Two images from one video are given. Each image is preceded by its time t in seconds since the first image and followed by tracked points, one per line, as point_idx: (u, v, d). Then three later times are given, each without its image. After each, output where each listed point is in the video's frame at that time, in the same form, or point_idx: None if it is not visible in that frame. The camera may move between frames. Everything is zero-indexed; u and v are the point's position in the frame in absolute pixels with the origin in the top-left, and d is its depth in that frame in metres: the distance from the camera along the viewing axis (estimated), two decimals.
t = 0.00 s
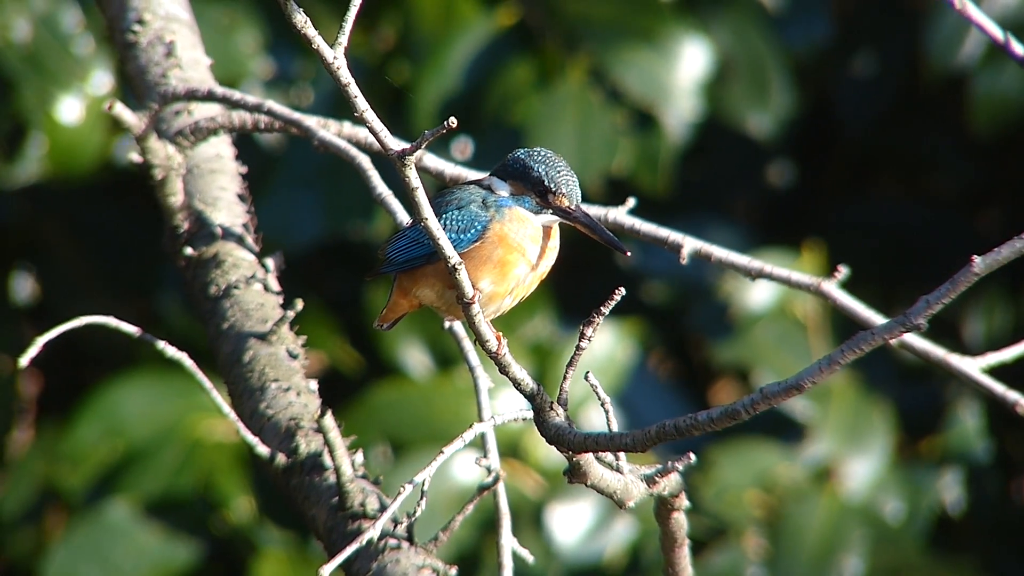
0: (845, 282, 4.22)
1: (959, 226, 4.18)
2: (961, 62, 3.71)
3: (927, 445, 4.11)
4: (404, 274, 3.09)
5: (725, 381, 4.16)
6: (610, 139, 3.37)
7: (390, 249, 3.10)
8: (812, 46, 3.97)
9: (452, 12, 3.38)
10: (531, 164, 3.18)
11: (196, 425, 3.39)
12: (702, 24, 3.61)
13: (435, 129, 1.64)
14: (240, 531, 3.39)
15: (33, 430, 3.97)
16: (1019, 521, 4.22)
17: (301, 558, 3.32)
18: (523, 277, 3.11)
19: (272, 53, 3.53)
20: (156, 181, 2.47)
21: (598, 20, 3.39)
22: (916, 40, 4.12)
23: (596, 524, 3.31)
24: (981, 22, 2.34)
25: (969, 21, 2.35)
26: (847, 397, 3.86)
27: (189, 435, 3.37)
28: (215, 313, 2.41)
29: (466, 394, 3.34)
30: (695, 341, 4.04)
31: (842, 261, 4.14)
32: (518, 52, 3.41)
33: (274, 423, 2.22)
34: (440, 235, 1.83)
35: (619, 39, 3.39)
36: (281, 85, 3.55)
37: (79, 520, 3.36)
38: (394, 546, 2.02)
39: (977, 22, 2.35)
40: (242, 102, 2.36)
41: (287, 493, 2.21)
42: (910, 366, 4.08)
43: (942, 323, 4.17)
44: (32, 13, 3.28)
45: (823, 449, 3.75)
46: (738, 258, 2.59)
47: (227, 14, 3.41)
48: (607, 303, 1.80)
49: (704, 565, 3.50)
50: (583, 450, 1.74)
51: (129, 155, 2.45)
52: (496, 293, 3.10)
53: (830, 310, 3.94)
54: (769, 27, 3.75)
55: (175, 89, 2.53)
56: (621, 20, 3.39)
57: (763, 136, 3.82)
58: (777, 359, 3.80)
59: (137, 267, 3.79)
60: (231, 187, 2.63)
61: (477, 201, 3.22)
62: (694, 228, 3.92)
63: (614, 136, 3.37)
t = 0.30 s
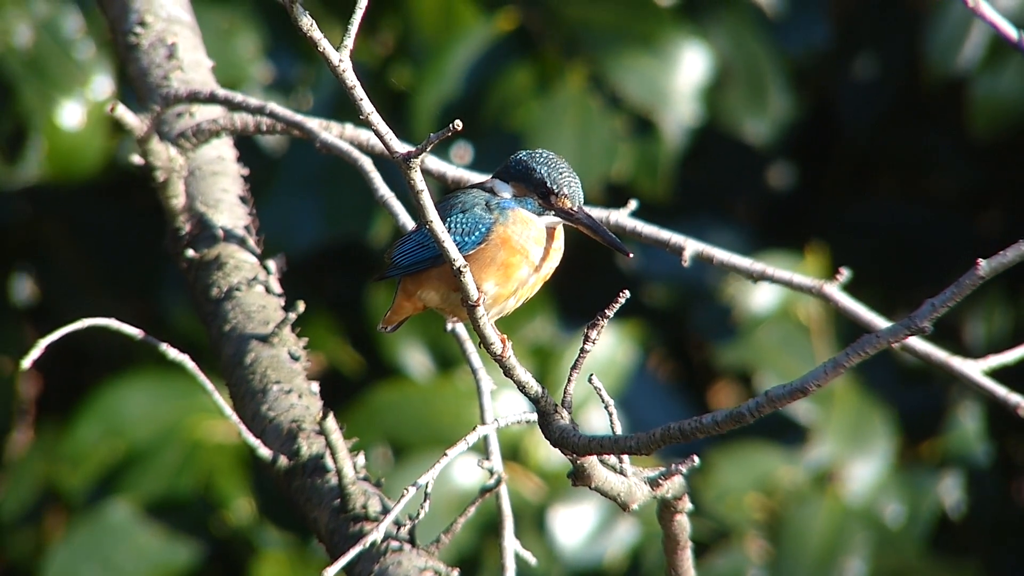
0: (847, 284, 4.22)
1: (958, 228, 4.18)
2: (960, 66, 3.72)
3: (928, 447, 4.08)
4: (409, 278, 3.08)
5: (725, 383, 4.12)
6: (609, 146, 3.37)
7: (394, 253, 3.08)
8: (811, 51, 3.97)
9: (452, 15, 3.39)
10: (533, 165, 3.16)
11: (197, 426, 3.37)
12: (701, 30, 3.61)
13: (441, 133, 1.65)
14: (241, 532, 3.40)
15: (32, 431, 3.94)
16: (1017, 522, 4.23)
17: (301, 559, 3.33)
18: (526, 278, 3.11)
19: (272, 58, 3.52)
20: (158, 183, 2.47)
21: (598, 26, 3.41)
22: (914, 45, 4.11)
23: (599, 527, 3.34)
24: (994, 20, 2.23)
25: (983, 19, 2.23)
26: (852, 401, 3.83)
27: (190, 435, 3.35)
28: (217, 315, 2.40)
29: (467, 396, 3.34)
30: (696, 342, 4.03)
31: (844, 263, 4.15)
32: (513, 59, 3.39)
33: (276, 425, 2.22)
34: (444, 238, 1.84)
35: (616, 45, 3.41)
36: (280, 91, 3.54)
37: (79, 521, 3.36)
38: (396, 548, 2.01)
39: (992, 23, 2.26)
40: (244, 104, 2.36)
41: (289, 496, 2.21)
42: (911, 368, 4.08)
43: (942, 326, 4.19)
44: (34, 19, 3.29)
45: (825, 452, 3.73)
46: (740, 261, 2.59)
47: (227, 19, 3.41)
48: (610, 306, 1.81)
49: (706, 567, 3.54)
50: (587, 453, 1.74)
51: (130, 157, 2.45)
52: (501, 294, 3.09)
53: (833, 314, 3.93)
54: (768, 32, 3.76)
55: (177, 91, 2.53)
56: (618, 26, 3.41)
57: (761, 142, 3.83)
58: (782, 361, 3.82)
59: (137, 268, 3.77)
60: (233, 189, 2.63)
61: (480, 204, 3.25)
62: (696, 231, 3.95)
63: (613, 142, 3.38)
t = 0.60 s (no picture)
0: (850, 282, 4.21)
1: (959, 226, 4.19)
2: (963, 69, 3.70)
3: (930, 447, 4.08)
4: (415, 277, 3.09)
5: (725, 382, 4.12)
6: (618, 147, 3.39)
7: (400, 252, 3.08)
8: (815, 53, 3.97)
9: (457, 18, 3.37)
10: (535, 162, 3.15)
11: (200, 424, 3.38)
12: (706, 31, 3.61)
13: (445, 129, 1.65)
14: (242, 531, 3.39)
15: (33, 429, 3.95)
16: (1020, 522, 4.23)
17: (302, 558, 3.33)
18: (531, 275, 3.12)
19: (276, 59, 3.51)
20: (161, 181, 2.47)
21: (605, 26, 3.42)
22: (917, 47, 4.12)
23: (593, 531, 3.31)
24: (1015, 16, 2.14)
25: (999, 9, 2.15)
26: (846, 405, 3.84)
27: (192, 433, 3.36)
28: (220, 313, 2.40)
29: (469, 394, 3.35)
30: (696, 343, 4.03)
31: (845, 261, 4.16)
32: (526, 58, 3.40)
33: (279, 423, 2.22)
34: (449, 235, 1.83)
35: (622, 45, 3.42)
36: (285, 92, 3.54)
37: (80, 518, 3.36)
38: (399, 546, 2.01)
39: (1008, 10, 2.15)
40: (247, 102, 2.35)
41: (292, 494, 2.20)
42: (914, 367, 4.01)
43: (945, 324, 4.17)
44: (38, 20, 3.31)
45: (823, 454, 3.74)
46: (743, 258, 2.60)
47: (232, 20, 3.41)
48: (615, 303, 1.83)
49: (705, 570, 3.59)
50: (592, 451, 1.74)
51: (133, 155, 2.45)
52: (506, 291, 3.11)
53: (829, 309, 3.97)
54: (772, 30, 3.76)
55: (180, 89, 2.53)
56: (627, 27, 3.42)
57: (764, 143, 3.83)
58: (777, 362, 3.82)
59: (139, 267, 3.78)
60: (236, 186, 2.63)
61: (484, 202, 3.24)
62: (700, 230, 3.92)
63: (621, 145, 3.40)
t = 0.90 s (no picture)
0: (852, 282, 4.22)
1: (957, 227, 4.20)
2: (962, 71, 3.71)
3: (928, 449, 4.09)
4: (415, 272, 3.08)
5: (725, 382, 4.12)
6: (620, 151, 3.38)
7: (402, 248, 3.07)
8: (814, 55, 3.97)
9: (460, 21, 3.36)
10: (548, 166, 3.14)
11: (198, 423, 3.37)
12: (708, 33, 3.61)
13: (448, 129, 1.65)
14: (240, 531, 3.37)
15: (32, 429, 3.92)
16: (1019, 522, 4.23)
17: (300, 558, 3.34)
18: (531, 279, 3.13)
19: (278, 63, 3.49)
20: (162, 180, 2.47)
21: (609, 28, 3.43)
22: (915, 50, 4.12)
23: (592, 530, 3.32)
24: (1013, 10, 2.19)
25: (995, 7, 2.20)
26: (842, 406, 3.82)
27: (190, 433, 3.35)
28: (221, 313, 2.41)
29: (468, 394, 3.34)
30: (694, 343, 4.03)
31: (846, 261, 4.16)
32: (526, 63, 3.41)
33: (281, 423, 2.22)
34: (452, 235, 1.83)
35: (625, 48, 3.42)
36: (288, 95, 3.51)
37: (78, 518, 3.36)
38: (401, 545, 2.01)
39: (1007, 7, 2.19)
40: (249, 101, 2.35)
41: (293, 493, 2.21)
42: (913, 366, 4.02)
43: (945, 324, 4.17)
44: (39, 28, 3.31)
45: (819, 456, 3.72)
46: (744, 257, 2.60)
47: (235, 26, 3.42)
48: (618, 302, 1.84)
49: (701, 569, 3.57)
50: (595, 450, 1.75)
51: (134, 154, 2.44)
52: (506, 293, 3.10)
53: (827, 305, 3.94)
54: (773, 31, 3.76)
55: (180, 88, 2.53)
56: (627, 32, 3.42)
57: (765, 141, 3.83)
58: (774, 364, 3.83)
59: (139, 268, 3.78)
60: (237, 186, 2.63)
61: (490, 202, 3.25)
62: (700, 230, 3.94)
63: (623, 148, 3.39)
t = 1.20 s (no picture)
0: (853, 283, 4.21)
1: (958, 228, 4.18)
2: (960, 72, 3.72)
3: (925, 447, 4.08)
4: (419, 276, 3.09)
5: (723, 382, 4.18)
6: (622, 161, 3.39)
7: (405, 251, 3.09)
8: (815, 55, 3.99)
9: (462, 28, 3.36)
10: (548, 167, 3.17)
11: (196, 422, 3.37)
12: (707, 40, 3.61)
13: (449, 132, 1.65)
14: (238, 530, 3.40)
15: (31, 428, 3.94)
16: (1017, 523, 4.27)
17: (297, 558, 3.34)
18: (536, 279, 3.10)
19: (279, 70, 3.49)
20: (162, 181, 2.47)
21: (610, 41, 3.42)
22: (912, 51, 4.11)
23: (581, 532, 3.31)
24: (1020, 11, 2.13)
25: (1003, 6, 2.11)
26: (838, 407, 3.82)
27: (188, 433, 3.35)
28: (221, 314, 2.40)
29: (466, 392, 3.34)
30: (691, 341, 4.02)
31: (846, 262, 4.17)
32: (527, 71, 3.42)
33: (280, 424, 2.22)
34: (453, 237, 1.83)
35: (631, 60, 3.40)
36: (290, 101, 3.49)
37: (75, 517, 3.36)
38: (401, 547, 2.01)
39: (1013, 5, 2.13)
40: (249, 102, 2.35)
41: (292, 494, 2.21)
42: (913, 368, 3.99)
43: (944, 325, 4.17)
44: (40, 35, 3.32)
45: (813, 454, 3.73)
46: (744, 259, 2.60)
47: (235, 32, 3.42)
48: (620, 304, 1.83)
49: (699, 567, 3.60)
50: (596, 453, 1.75)
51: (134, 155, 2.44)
52: (510, 294, 3.08)
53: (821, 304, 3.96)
54: (773, 35, 3.77)
55: (180, 89, 2.53)
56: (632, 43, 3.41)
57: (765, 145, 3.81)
58: (768, 363, 3.85)
59: (137, 268, 3.78)
60: (236, 187, 2.63)
61: (492, 204, 3.24)
62: (701, 230, 3.94)
63: (625, 159, 3.39)
